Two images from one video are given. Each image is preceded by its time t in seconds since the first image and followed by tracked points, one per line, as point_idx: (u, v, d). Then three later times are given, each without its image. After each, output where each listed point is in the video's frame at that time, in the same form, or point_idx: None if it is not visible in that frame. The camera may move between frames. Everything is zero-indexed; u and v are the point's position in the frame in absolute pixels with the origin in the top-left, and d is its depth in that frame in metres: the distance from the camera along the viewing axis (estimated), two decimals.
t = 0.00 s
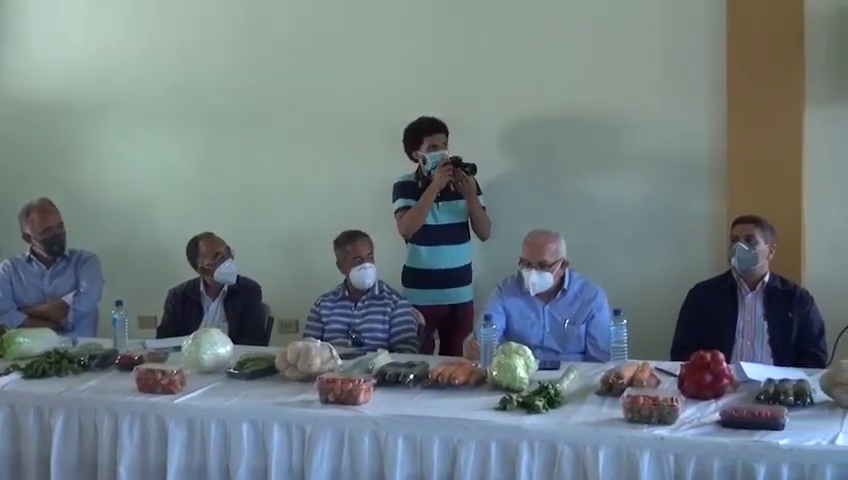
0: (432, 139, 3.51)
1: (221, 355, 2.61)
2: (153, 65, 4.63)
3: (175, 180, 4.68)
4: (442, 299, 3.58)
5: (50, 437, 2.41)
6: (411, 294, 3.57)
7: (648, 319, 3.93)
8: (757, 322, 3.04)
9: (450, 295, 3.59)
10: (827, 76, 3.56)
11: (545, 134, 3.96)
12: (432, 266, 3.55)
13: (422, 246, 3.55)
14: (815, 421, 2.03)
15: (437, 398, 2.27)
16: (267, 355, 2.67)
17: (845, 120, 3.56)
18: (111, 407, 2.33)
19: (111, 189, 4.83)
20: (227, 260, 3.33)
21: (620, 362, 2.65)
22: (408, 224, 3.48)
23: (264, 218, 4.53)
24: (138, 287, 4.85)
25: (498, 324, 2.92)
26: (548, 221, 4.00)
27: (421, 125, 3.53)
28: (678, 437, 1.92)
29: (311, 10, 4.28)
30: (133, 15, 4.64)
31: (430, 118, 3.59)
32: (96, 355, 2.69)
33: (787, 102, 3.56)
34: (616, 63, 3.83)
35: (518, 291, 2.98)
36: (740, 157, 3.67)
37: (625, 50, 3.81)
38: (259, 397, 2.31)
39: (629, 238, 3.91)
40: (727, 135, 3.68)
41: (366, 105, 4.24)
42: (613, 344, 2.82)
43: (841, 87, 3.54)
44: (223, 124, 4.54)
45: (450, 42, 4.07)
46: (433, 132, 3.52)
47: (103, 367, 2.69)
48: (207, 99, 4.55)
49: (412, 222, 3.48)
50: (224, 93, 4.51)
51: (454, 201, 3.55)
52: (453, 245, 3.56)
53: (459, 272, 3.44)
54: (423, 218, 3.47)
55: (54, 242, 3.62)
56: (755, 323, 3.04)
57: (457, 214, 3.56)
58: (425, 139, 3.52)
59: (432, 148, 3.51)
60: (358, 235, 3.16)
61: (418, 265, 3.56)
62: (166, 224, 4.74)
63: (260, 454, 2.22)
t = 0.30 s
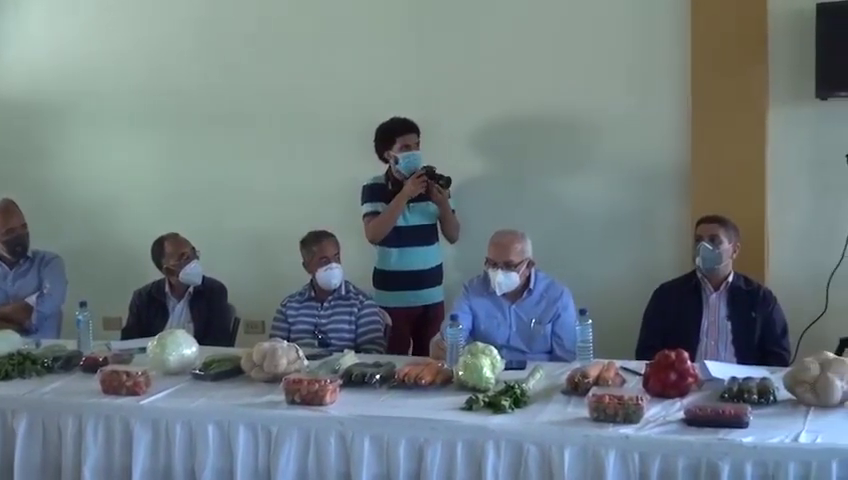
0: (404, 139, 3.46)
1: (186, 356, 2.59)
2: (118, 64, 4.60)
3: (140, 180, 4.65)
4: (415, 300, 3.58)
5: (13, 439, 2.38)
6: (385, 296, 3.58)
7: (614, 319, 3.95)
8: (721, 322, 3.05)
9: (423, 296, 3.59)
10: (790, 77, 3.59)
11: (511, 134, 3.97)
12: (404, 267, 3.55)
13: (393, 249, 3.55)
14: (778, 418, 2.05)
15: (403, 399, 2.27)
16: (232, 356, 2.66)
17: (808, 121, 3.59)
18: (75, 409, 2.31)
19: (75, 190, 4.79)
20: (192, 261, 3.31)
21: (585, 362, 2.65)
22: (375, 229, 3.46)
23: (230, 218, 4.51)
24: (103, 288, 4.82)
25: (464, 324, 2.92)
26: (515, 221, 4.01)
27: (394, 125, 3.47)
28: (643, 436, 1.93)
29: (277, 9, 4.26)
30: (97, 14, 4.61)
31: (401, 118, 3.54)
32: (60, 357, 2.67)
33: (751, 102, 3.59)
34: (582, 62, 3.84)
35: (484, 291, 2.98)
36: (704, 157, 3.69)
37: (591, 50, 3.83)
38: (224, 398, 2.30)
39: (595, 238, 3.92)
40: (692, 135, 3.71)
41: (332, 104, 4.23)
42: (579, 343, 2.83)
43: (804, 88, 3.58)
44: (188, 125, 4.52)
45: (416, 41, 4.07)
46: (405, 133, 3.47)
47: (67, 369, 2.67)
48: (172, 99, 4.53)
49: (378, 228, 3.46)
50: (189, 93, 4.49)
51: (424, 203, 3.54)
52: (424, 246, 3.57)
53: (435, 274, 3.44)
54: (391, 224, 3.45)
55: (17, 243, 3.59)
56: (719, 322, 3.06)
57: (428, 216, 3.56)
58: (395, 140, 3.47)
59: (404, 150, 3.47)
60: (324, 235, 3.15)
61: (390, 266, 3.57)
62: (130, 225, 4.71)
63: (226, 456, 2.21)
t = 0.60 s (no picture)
0: (378, 143, 3.45)
1: (151, 357, 2.58)
2: (82, 63, 4.57)
3: (104, 180, 4.62)
4: (390, 300, 3.57)
5: None
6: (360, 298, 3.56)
7: (580, 318, 3.96)
8: (686, 321, 3.07)
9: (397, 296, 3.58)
10: (752, 77, 3.62)
11: (477, 134, 3.97)
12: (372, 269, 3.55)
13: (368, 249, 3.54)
14: (741, 416, 2.07)
15: (369, 399, 2.27)
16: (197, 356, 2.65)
17: (771, 120, 3.62)
18: (39, 411, 2.29)
19: (38, 190, 4.75)
20: (157, 261, 3.29)
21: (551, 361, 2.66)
22: (350, 229, 3.46)
23: (195, 219, 4.49)
24: (66, 289, 4.78)
25: (429, 324, 2.92)
26: (481, 221, 4.01)
27: (371, 127, 3.46)
28: (608, 434, 1.94)
29: (243, 8, 4.24)
30: (61, 12, 4.58)
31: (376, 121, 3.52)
32: (22, 358, 2.65)
33: (715, 102, 3.62)
34: (547, 62, 3.86)
35: (450, 291, 2.98)
36: (669, 156, 3.71)
37: (556, 50, 3.84)
38: (189, 399, 2.29)
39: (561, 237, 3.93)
40: (657, 134, 3.73)
41: (298, 104, 4.22)
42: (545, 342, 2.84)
43: (768, 88, 3.60)
44: (153, 124, 4.49)
45: (382, 41, 4.06)
46: (380, 135, 3.46)
47: (29, 371, 2.64)
48: (136, 98, 4.50)
49: (355, 228, 3.45)
50: (153, 92, 4.46)
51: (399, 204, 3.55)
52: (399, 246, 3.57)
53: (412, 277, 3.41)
54: (368, 225, 3.45)
55: None
56: (684, 322, 3.07)
57: (401, 216, 3.57)
58: (369, 143, 3.46)
59: (377, 152, 3.46)
60: (290, 236, 3.15)
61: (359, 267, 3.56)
62: (94, 225, 4.68)
63: (191, 457, 2.20)
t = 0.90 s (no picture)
0: (364, 144, 3.42)
1: (113, 357, 2.56)
2: (43, 62, 4.53)
3: (65, 180, 4.59)
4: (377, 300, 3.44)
5: None
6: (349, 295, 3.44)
7: (543, 317, 3.97)
8: (649, 321, 3.09)
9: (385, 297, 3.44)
10: (713, 77, 3.65)
11: (440, 133, 3.98)
12: (358, 268, 3.43)
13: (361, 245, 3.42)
14: (703, 414, 2.08)
15: (333, 399, 2.26)
16: (159, 357, 2.63)
17: (732, 120, 3.65)
18: None
19: None
20: (119, 262, 3.27)
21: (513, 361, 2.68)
22: (340, 219, 3.37)
23: (158, 219, 4.46)
24: (27, 290, 4.74)
25: (393, 324, 2.90)
26: (444, 221, 4.02)
27: (357, 126, 3.44)
28: (571, 433, 1.95)
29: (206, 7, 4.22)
30: (22, 10, 4.54)
31: (371, 122, 3.51)
32: None
33: (678, 102, 3.64)
34: (510, 61, 3.87)
35: (414, 290, 2.97)
36: (631, 155, 3.73)
37: (519, 50, 3.85)
38: (152, 400, 2.28)
39: (524, 237, 3.95)
40: (619, 134, 3.74)
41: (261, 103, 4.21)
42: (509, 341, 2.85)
43: (729, 88, 3.64)
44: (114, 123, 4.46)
45: (345, 40, 4.06)
46: (366, 139, 3.43)
47: None
48: (97, 97, 4.47)
49: (344, 218, 3.36)
50: (115, 91, 4.44)
51: (389, 201, 3.44)
52: (390, 243, 3.44)
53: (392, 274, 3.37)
54: (357, 213, 3.35)
55: None
56: (646, 322, 3.09)
57: (392, 214, 3.44)
58: (356, 146, 3.43)
59: (363, 155, 3.41)
60: (253, 236, 3.16)
61: (346, 266, 3.46)
62: (55, 225, 4.64)
63: (153, 459, 2.19)
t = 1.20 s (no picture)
0: (355, 144, 3.43)
1: (84, 358, 2.54)
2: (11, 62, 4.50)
3: (35, 180, 4.55)
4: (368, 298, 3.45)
5: None
6: (340, 294, 3.46)
7: (515, 317, 3.98)
8: (621, 321, 3.10)
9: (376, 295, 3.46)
10: (684, 77, 3.67)
11: (412, 133, 3.98)
12: (346, 266, 3.45)
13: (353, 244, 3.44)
14: (674, 413, 2.09)
15: (306, 399, 2.26)
16: (131, 358, 2.62)
17: (703, 119, 3.68)
18: None
19: None
20: (90, 262, 3.26)
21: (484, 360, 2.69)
22: (332, 217, 3.38)
23: (129, 219, 4.43)
24: None
25: (366, 324, 2.89)
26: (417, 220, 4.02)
27: (347, 126, 3.45)
28: (544, 432, 1.95)
29: (177, 6, 4.21)
30: None
31: (362, 121, 3.51)
32: None
33: (649, 102, 3.65)
34: (482, 61, 3.87)
35: (386, 289, 2.96)
36: (603, 155, 3.74)
37: (491, 49, 3.86)
38: (123, 401, 2.27)
39: (496, 237, 3.95)
40: (591, 133, 3.75)
41: (232, 103, 4.20)
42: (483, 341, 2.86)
43: (700, 88, 3.66)
44: (84, 123, 4.43)
45: (316, 39, 4.06)
46: (357, 138, 3.43)
47: None
48: (67, 97, 4.44)
49: (335, 215, 3.38)
50: (85, 91, 4.41)
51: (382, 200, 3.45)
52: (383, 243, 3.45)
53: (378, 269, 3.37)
54: (349, 211, 3.36)
55: None
56: (619, 321, 3.11)
57: (386, 213, 3.46)
58: (346, 145, 3.45)
59: (354, 155, 3.42)
60: (225, 236, 3.15)
61: (337, 264, 3.48)
62: (24, 226, 4.60)
63: (124, 460, 2.17)
